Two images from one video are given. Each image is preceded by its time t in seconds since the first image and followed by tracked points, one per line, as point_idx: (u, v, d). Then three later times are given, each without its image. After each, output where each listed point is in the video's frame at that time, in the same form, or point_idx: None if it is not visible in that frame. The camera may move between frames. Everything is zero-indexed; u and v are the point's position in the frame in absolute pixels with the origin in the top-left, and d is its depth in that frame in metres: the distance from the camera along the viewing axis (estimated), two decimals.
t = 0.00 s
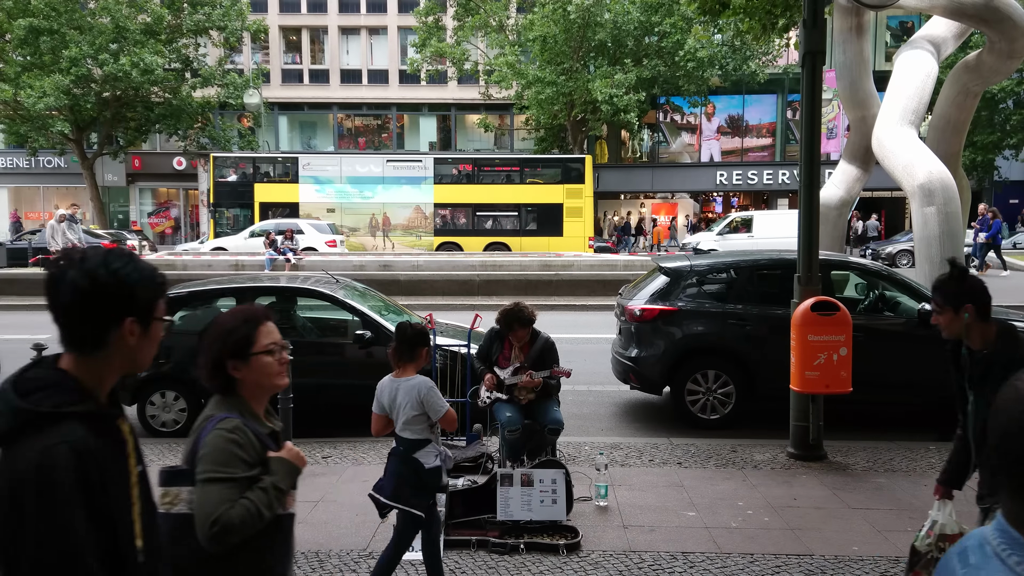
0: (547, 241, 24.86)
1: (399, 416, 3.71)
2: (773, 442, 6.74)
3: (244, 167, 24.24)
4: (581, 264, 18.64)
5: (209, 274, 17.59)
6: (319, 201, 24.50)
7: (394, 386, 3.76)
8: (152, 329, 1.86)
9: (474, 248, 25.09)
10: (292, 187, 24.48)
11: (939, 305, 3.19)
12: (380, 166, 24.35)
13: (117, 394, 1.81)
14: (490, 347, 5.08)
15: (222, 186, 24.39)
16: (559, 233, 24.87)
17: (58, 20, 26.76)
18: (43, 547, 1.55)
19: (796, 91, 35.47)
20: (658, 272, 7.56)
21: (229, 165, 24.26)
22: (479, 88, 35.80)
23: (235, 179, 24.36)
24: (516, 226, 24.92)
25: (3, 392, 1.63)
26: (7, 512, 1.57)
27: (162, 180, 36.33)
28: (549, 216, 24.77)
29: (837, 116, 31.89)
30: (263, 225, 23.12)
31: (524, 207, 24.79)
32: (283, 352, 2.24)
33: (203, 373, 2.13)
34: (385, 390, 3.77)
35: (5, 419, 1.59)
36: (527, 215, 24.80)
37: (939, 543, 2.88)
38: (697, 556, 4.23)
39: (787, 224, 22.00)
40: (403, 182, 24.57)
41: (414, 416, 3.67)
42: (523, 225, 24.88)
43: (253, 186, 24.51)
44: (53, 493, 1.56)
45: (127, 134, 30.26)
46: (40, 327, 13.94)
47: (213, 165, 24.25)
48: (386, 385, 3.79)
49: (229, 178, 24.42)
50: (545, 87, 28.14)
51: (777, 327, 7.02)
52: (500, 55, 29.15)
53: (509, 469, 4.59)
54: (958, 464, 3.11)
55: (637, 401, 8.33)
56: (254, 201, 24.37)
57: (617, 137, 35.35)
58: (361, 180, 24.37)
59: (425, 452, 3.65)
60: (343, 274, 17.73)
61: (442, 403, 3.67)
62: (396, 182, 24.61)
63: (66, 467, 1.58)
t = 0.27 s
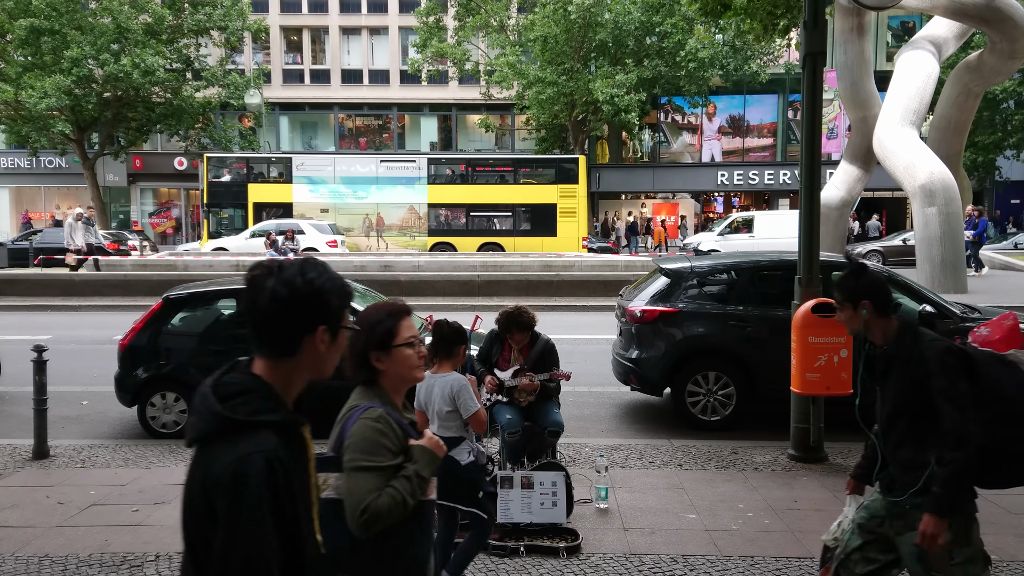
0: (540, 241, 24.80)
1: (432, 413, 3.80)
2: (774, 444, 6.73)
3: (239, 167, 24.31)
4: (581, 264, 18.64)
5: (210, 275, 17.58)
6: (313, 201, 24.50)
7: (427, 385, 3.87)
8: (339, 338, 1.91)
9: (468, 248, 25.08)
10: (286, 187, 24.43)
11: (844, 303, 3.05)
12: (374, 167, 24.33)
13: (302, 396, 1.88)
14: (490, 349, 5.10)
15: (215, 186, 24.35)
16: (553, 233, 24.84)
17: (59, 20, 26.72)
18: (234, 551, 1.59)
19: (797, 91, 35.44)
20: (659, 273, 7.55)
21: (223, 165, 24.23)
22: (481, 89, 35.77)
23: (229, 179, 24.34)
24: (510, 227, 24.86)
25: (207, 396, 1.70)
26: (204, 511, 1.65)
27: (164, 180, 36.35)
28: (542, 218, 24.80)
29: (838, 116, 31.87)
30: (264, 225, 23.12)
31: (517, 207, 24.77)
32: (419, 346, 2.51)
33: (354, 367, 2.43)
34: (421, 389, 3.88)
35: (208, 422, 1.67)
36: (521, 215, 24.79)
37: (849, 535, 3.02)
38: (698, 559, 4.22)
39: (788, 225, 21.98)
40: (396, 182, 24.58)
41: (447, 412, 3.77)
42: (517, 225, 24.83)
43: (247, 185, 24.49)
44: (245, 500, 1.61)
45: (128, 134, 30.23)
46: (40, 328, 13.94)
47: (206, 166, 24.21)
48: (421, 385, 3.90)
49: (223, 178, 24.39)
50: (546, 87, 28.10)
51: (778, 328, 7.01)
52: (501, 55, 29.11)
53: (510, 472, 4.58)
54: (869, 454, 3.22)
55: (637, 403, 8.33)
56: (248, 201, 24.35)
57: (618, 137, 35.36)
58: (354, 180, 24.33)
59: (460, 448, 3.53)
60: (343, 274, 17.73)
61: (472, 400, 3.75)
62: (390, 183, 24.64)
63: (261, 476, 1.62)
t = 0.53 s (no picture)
0: (535, 241, 24.86)
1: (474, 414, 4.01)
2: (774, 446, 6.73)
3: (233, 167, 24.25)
4: (582, 265, 18.65)
5: (210, 276, 17.59)
6: (307, 202, 24.46)
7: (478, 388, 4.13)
8: (522, 345, 1.87)
9: (462, 248, 24.98)
10: (281, 188, 24.42)
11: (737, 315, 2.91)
12: (368, 167, 24.32)
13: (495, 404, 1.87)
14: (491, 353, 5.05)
15: (209, 186, 24.33)
16: (547, 234, 24.86)
17: (60, 21, 26.73)
18: (464, 564, 1.65)
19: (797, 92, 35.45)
20: (659, 274, 7.55)
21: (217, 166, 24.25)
22: (481, 89, 35.78)
23: (223, 180, 24.31)
24: (505, 227, 24.85)
25: (417, 413, 1.75)
26: (424, 523, 1.70)
27: (164, 180, 36.36)
28: (537, 218, 24.81)
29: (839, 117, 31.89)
30: (264, 226, 23.13)
31: (511, 208, 24.76)
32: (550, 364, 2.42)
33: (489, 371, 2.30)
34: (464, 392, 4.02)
35: (420, 437, 1.71)
36: (516, 215, 24.76)
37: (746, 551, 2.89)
38: (698, 562, 4.22)
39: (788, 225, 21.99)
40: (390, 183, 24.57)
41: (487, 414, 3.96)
42: (511, 226, 24.82)
43: (241, 186, 24.47)
44: (469, 511, 1.64)
45: (128, 135, 30.24)
46: (40, 328, 13.94)
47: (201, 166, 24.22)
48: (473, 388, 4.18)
49: (217, 178, 24.35)
50: (546, 88, 28.10)
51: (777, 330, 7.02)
52: (502, 55, 29.11)
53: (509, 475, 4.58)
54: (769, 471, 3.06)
55: (637, 404, 8.34)
56: (242, 202, 24.33)
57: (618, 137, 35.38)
58: (348, 181, 24.32)
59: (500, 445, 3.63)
60: (343, 275, 17.74)
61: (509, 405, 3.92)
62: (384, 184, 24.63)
63: (480, 483, 1.65)
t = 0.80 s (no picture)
0: (531, 241, 24.84)
1: (497, 417, 3.72)
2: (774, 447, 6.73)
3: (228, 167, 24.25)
4: (582, 265, 18.66)
5: (211, 276, 17.60)
6: (303, 202, 24.45)
7: (496, 383, 3.79)
8: (691, 334, 1.95)
9: (457, 248, 24.96)
10: (277, 188, 24.41)
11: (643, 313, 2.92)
12: (363, 167, 24.31)
13: (670, 388, 1.95)
14: (490, 351, 5.08)
15: (205, 186, 24.34)
16: (544, 234, 24.84)
17: (60, 21, 26.75)
18: (668, 542, 1.70)
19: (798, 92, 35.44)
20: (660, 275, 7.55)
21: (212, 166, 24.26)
22: (482, 89, 35.79)
23: (219, 180, 24.31)
24: (502, 227, 24.86)
25: (613, 395, 1.84)
26: (622, 500, 1.78)
27: (165, 181, 36.38)
28: (533, 218, 24.78)
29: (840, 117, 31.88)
30: (264, 227, 23.14)
31: (508, 208, 24.76)
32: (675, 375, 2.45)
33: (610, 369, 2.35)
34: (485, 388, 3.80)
35: (616, 417, 1.80)
36: (512, 216, 24.75)
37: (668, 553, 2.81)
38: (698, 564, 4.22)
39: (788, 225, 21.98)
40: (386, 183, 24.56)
41: (516, 414, 3.70)
42: (507, 226, 24.81)
43: (237, 186, 24.45)
44: (672, 485, 1.71)
45: (129, 135, 30.24)
46: (41, 328, 13.97)
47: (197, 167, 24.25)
48: (485, 382, 3.82)
49: (213, 178, 24.34)
50: (547, 88, 28.11)
51: (778, 330, 7.02)
52: (502, 55, 29.10)
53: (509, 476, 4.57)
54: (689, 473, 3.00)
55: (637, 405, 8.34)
56: (238, 202, 24.32)
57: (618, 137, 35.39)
58: (344, 181, 24.29)
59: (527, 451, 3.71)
60: (344, 275, 17.75)
61: (541, 404, 3.70)
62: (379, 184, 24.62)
63: (681, 457, 1.73)
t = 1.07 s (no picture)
0: (528, 241, 24.84)
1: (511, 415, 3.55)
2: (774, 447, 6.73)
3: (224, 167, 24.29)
4: (583, 265, 18.67)
5: (211, 276, 17.62)
6: (300, 202, 24.46)
7: (511, 381, 3.62)
8: (860, 325, 2.00)
9: (454, 248, 24.94)
10: (274, 188, 24.41)
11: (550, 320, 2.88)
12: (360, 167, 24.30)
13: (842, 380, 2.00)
14: (490, 353, 5.10)
15: (202, 186, 24.38)
16: (540, 234, 24.84)
17: (61, 21, 26.78)
18: (872, 528, 1.69)
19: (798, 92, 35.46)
20: (660, 275, 7.55)
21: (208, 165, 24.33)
22: (482, 89, 35.79)
23: (215, 180, 24.36)
24: (499, 227, 24.85)
25: (799, 381, 1.85)
26: (820, 487, 1.78)
27: (165, 180, 36.39)
28: (530, 218, 24.78)
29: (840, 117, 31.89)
30: (264, 227, 23.15)
31: (505, 208, 24.75)
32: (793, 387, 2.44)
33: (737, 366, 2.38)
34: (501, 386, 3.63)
35: (804, 405, 1.80)
36: (509, 216, 24.76)
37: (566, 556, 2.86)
38: (698, 564, 4.22)
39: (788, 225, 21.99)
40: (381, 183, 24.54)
41: (531, 412, 3.54)
42: (505, 226, 24.80)
43: (234, 186, 24.49)
44: (876, 467, 1.71)
45: (129, 135, 30.24)
46: (41, 328, 13.98)
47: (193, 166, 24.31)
48: (501, 381, 3.66)
49: (209, 178, 24.40)
50: (546, 88, 28.12)
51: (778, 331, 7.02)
52: (503, 55, 29.11)
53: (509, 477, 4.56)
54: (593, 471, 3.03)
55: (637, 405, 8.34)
56: (235, 202, 24.34)
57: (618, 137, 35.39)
58: (341, 181, 24.27)
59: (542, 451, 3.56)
60: (344, 275, 17.76)
61: (557, 403, 3.53)
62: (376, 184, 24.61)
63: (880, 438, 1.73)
